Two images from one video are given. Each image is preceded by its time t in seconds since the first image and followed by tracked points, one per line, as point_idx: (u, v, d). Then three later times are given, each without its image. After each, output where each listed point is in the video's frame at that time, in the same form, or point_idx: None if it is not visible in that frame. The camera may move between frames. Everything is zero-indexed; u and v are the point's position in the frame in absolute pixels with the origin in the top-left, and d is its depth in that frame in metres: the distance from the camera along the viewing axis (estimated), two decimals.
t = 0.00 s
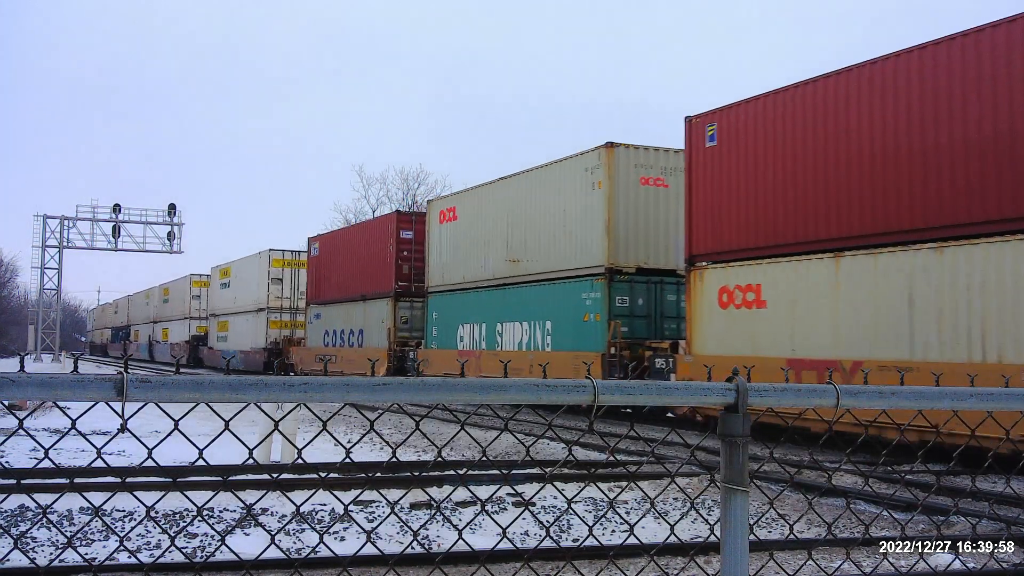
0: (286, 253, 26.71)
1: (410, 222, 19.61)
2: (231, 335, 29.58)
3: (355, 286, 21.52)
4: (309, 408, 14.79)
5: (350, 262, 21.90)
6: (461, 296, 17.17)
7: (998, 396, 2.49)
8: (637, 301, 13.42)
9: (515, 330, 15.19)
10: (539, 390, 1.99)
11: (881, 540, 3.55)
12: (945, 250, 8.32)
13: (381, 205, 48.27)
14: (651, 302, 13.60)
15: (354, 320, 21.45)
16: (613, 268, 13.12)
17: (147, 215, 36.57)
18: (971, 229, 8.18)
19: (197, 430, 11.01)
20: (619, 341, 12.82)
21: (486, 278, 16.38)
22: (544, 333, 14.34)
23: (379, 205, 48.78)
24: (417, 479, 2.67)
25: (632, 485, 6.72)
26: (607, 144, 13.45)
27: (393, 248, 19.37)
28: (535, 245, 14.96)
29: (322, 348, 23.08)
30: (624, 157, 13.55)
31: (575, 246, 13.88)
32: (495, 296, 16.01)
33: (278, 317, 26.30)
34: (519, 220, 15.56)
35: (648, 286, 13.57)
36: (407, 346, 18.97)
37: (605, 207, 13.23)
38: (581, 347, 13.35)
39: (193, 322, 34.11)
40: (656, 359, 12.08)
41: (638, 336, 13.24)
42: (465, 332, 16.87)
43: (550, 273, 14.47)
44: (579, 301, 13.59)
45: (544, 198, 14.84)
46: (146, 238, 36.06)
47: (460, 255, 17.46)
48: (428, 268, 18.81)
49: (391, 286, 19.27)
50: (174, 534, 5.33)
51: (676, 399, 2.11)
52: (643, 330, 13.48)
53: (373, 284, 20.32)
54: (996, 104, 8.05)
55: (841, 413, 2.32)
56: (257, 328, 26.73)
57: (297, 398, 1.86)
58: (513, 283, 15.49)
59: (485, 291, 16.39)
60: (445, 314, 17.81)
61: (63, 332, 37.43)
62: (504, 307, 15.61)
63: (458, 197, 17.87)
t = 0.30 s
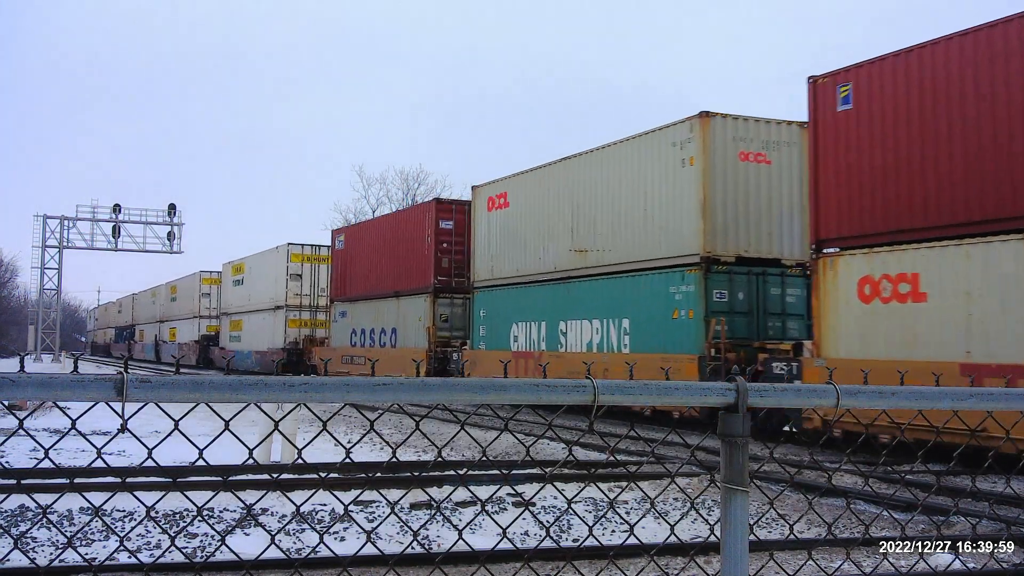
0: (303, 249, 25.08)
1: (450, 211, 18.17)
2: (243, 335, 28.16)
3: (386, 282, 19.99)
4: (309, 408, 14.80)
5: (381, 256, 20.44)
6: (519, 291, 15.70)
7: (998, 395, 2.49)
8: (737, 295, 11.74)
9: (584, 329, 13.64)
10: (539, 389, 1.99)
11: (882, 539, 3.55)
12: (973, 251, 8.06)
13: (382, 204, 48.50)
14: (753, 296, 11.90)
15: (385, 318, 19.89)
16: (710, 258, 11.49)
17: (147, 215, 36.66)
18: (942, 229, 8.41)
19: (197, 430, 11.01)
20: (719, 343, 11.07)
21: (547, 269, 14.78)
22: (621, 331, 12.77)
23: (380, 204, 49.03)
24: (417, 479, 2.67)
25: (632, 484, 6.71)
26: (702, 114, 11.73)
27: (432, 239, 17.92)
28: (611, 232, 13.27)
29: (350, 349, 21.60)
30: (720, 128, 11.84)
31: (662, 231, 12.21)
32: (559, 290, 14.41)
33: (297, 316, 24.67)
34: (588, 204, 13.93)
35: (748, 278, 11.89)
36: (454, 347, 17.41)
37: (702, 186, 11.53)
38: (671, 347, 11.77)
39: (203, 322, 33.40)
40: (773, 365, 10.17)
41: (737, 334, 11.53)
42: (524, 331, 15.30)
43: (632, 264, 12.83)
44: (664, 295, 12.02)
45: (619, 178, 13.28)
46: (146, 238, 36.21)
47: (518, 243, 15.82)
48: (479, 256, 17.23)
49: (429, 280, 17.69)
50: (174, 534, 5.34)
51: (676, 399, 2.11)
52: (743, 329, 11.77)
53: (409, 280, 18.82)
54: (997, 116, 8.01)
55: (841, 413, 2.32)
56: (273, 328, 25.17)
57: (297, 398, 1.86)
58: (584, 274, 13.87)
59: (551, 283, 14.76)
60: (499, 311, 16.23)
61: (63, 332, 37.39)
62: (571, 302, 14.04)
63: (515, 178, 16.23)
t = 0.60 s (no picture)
0: (326, 241, 23.70)
1: (498, 199, 16.49)
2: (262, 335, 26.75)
3: (423, 278, 18.28)
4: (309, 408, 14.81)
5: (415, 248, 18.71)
6: (591, 284, 13.73)
7: (998, 395, 2.49)
8: (875, 287, 9.90)
9: (674, 328, 11.86)
10: (539, 389, 1.99)
11: (882, 540, 3.55)
12: None
13: (382, 205, 48.56)
14: (893, 290, 10.04)
15: (423, 316, 18.19)
16: (846, 243, 9.70)
17: (148, 215, 36.73)
18: None
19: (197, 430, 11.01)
20: (857, 344, 9.42)
21: (626, 260, 12.94)
22: (724, 331, 11.01)
23: (380, 204, 49.07)
24: (417, 479, 2.67)
25: (633, 484, 6.71)
26: (832, 73, 9.96)
27: (479, 228, 16.19)
28: (710, 215, 11.50)
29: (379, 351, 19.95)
30: (853, 90, 10.07)
31: (781, 211, 10.39)
32: (640, 283, 12.63)
33: (319, 314, 23.27)
34: (678, 183, 12.13)
35: (887, 268, 10.04)
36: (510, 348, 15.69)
37: (834, 158, 9.78)
38: (793, 349, 10.07)
39: (213, 322, 32.57)
40: (941, 372, 8.99)
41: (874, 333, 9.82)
42: (595, 329, 13.50)
43: (739, 251, 11.00)
44: (785, 290, 10.26)
45: (720, 152, 11.45)
46: (146, 238, 36.32)
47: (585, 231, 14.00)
48: (533, 245, 15.41)
49: (479, 273, 16.04)
50: (174, 534, 5.34)
51: (675, 399, 2.12)
52: (884, 327, 10.03)
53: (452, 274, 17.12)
54: None
55: (841, 413, 2.32)
56: (294, 327, 23.75)
57: (298, 398, 1.86)
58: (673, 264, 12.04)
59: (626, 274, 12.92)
60: (563, 304, 14.39)
61: (63, 332, 37.35)
62: (656, 298, 12.28)
63: (579, 158, 14.37)
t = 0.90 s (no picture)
0: (351, 234, 22.96)
1: (558, 183, 15.36)
2: (279, 334, 26.45)
3: (467, 270, 17.20)
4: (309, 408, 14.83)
5: (459, 238, 17.63)
6: (690, 276, 12.07)
7: (998, 395, 2.49)
8: None
9: (799, 327, 10.18)
10: (540, 390, 1.98)
11: (881, 540, 3.54)
12: None
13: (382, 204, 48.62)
14: None
15: (469, 313, 17.00)
16: None
17: (148, 216, 36.83)
18: None
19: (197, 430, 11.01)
20: None
21: (738, 247, 11.30)
22: (868, 330, 9.37)
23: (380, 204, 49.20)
24: (417, 479, 2.67)
25: (632, 484, 6.72)
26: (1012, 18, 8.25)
27: (537, 216, 15.12)
28: (849, 193, 9.82)
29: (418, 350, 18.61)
30: None
31: (945, 186, 8.70)
32: (748, 272, 11.10)
33: (343, 312, 22.51)
34: (808, 158, 10.43)
35: None
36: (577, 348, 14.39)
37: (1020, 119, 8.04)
38: (966, 352, 8.33)
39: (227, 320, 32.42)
40: None
41: None
42: (687, 329, 11.93)
43: (880, 235, 9.41)
44: (953, 279, 8.56)
45: (862, 120, 9.77)
46: (146, 238, 36.41)
47: (683, 215, 12.40)
48: (611, 231, 13.99)
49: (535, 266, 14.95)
50: (174, 534, 5.34)
51: (675, 399, 2.12)
52: None
53: (506, 266, 16.00)
54: None
55: (841, 413, 2.32)
56: (317, 325, 23.02)
57: (299, 398, 1.86)
58: (793, 251, 10.44)
59: (729, 263, 11.42)
60: (648, 297, 12.83)
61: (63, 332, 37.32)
62: (771, 292, 10.69)
63: (669, 132, 12.87)
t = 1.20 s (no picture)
0: (380, 227, 22.51)
1: (632, 163, 14.18)
2: (298, 331, 26.15)
3: (521, 259, 16.06)
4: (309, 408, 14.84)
5: (511, 225, 16.55)
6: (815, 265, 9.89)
7: (997, 395, 2.49)
8: None
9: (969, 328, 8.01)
10: (539, 390, 1.99)
11: (882, 540, 3.54)
12: None
13: (382, 204, 48.78)
14: None
15: (523, 310, 15.90)
16: None
17: (147, 216, 36.85)
18: None
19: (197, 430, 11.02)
20: None
21: (881, 233, 9.10)
22: None
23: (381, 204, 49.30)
24: (417, 479, 2.67)
25: (632, 485, 6.73)
26: None
27: (609, 199, 13.91)
28: None
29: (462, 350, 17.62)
30: None
31: None
32: (901, 262, 8.87)
33: (370, 310, 21.91)
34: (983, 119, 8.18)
35: None
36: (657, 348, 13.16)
37: None
38: None
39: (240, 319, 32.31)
40: None
41: None
42: (812, 328, 9.77)
43: None
44: None
45: None
46: (146, 238, 36.46)
47: (800, 195, 10.26)
48: (707, 214, 11.76)
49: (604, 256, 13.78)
50: (174, 534, 5.34)
51: (675, 399, 2.11)
52: None
53: (564, 255, 14.87)
54: None
55: (840, 412, 2.32)
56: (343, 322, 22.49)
57: (299, 398, 1.86)
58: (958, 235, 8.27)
59: (869, 252, 9.27)
60: (757, 288, 10.70)
61: (63, 332, 37.27)
62: (930, 285, 8.50)
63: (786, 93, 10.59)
